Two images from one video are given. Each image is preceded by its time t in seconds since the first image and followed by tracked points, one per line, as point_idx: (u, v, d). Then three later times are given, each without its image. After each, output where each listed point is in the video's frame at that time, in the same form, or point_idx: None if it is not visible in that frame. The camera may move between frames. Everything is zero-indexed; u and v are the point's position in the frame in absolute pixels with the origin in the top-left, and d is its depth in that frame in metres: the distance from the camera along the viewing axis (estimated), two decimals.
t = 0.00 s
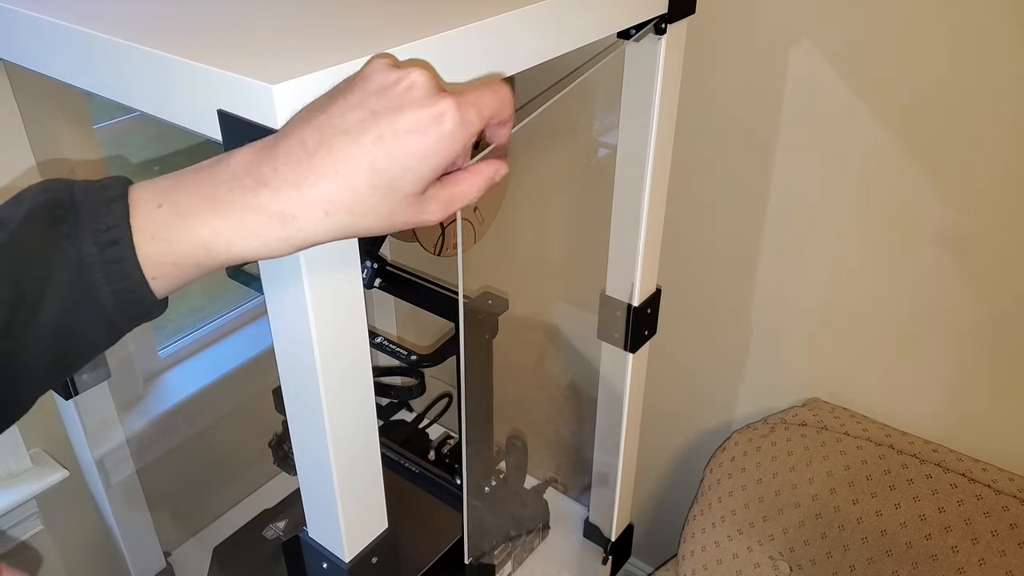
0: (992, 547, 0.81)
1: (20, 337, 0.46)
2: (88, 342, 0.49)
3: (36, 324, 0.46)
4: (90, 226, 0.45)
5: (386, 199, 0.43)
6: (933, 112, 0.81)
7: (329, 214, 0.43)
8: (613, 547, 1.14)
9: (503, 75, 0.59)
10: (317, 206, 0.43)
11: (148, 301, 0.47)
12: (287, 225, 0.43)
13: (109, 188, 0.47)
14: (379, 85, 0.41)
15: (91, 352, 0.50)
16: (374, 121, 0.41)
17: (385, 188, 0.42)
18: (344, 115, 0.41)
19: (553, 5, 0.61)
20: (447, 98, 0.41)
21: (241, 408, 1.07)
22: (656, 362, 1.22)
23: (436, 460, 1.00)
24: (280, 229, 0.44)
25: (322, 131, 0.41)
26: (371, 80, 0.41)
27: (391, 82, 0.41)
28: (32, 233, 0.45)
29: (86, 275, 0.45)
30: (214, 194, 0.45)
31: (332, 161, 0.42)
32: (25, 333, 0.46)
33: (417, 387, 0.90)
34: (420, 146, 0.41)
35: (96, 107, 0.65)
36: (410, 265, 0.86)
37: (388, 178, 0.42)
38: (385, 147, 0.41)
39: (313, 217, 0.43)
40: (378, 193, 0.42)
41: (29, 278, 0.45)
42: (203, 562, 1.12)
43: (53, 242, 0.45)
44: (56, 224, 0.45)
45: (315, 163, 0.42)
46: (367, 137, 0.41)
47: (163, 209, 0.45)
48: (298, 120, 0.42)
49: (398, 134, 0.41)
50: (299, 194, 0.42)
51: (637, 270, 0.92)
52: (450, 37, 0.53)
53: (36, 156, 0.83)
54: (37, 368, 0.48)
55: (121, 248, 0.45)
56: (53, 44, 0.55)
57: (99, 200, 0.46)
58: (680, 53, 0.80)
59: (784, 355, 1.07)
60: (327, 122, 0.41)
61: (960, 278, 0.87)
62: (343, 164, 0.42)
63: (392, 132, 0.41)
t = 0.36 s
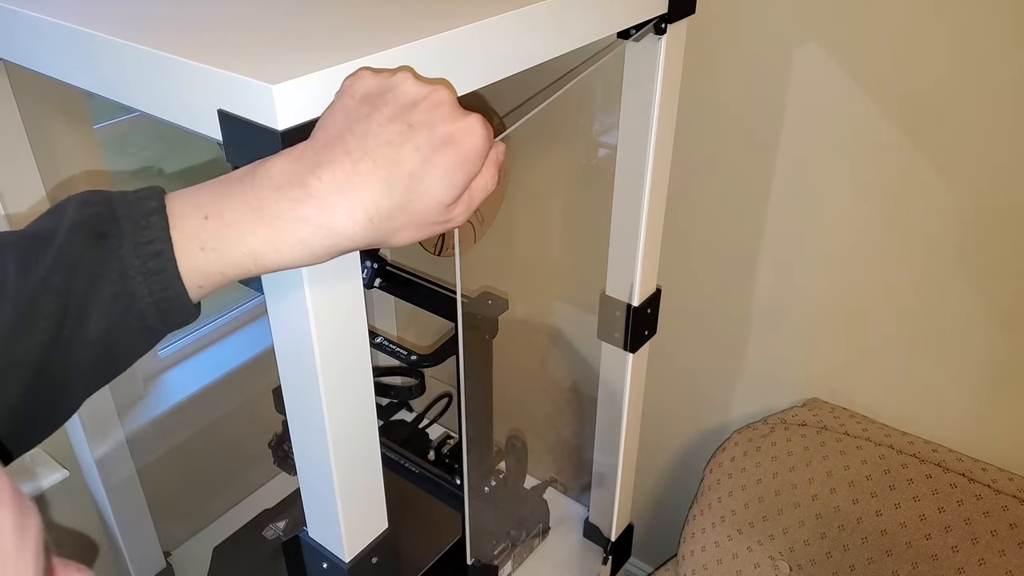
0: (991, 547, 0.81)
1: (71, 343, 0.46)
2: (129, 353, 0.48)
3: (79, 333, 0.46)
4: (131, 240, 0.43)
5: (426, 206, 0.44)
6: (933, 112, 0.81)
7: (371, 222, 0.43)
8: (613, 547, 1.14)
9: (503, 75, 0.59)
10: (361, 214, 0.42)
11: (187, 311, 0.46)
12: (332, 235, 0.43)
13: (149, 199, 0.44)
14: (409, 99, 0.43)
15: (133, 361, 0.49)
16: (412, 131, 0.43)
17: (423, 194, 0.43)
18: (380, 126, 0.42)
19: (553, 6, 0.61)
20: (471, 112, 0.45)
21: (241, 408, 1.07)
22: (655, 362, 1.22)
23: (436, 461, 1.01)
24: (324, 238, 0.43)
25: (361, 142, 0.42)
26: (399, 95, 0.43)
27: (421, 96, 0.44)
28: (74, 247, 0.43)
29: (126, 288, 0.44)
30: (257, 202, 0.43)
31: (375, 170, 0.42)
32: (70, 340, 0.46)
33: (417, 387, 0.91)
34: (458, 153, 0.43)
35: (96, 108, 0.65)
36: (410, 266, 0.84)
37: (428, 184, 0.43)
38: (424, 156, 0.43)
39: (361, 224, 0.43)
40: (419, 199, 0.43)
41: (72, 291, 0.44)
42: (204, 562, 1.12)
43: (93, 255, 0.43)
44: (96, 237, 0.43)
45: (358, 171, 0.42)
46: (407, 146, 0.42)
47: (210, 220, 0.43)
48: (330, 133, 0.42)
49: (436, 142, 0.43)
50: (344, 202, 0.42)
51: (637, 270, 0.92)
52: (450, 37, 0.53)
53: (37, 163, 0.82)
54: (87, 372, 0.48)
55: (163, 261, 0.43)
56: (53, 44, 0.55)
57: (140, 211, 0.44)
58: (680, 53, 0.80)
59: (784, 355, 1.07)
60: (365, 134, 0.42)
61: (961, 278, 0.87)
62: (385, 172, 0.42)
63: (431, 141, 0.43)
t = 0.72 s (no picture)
0: (991, 547, 0.81)
1: (76, 348, 0.47)
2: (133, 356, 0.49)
3: (84, 338, 0.47)
4: (132, 243, 0.45)
5: (422, 205, 0.43)
6: (932, 111, 0.81)
7: (366, 224, 0.43)
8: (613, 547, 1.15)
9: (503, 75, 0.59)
10: (356, 215, 0.43)
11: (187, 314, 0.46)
12: (327, 236, 0.43)
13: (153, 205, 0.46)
14: (402, 101, 0.43)
15: (137, 367, 0.50)
16: (405, 132, 0.43)
17: (417, 194, 0.43)
18: (372, 128, 0.42)
19: (553, 6, 0.61)
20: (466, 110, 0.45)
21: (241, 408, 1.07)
22: (655, 362, 1.22)
23: (436, 461, 1.00)
24: (320, 240, 0.43)
25: (354, 145, 0.42)
26: (392, 97, 0.43)
27: (415, 98, 0.44)
28: (77, 251, 0.45)
29: (128, 291, 0.45)
30: (253, 207, 0.43)
31: (368, 171, 0.42)
32: (77, 345, 0.47)
33: (417, 387, 0.90)
34: (451, 151, 0.43)
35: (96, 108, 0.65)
36: (410, 266, 0.85)
37: (422, 184, 0.43)
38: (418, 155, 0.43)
39: (354, 225, 0.43)
40: (413, 199, 0.43)
41: (77, 293, 0.45)
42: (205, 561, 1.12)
43: (94, 259, 0.44)
44: (100, 240, 0.44)
45: (352, 174, 0.42)
46: (400, 147, 0.42)
47: (209, 224, 0.44)
48: (325, 137, 0.43)
49: (430, 141, 0.43)
50: (339, 204, 0.42)
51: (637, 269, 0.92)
52: (449, 37, 0.53)
53: (36, 166, 0.81)
54: (90, 375, 0.49)
55: (162, 263, 0.44)
56: (54, 45, 0.55)
57: (143, 216, 0.45)
58: (680, 53, 0.80)
59: (783, 356, 1.07)
60: (357, 136, 0.42)
61: (962, 278, 0.87)
62: (378, 173, 0.42)
63: (424, 140, 0.43)
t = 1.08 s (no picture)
0: (992, 548, 0.81)
1: (67, 330, 0.48)
2: (122, 341, 0.50)
3: (77, 321, 0.48)
4: (131, 229, 0.47)
5: (414, 205, 0.43)
6: (933, 111, 0.81)
7: (356, 223, 0.43)
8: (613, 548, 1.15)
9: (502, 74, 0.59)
10: (347, 214, 0.43)
11: (181, 302, 0.48)
12: (318, 234, 0.43)
13: (153, 196, 0.48)
14: (399, 101, 0.43)
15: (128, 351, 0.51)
16: (398, 133, 0.42)
17: (409, 195, 0.43)
18: (368, 129, 0.42)
19: (552, 5, 0.61)
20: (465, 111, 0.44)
21: (241, 409, 1.06)
22: (655, 362, 1.22)
23: (436, 461, 1.01)
24: (311, 238, 0.43)
25: (348, 146, 0.42)
26: (390, 98, 0.43)
27: (413, 99, 0.43)
28: (77, 234, 0.46)
29: (125, 274, 0.47)
30: (249, 203, 0.44)
31: (359, 170, 0.42)
32: (69, 329, 0.48)
33: (417, 387, 0.91)
34: (443, 153, 0.42)
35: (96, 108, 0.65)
36: (410, 265, 0.85)
37: (413, 184, 0.42)
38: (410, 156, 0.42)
39: (344, 224, 0.43)
40: (404, 199, 0.43)
41: (73, 274, 0.46)
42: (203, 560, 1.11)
43: (94, 242, 0.46)
44: (100, 225, 0.46)
45: (343, 173, 0.42)
46: (392, 147, 0.42)
47: (206, 217, 0.46)
48: (324, 139, 0.43)
49: (422, 142, 0.42)
50: (329, 203, 0.42)
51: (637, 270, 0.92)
52: (447, 36, 0.52)
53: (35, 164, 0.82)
54: (79, 358, 0.50)
55: (159, 250, 0.46)
56: (53, 44, 0.55)
57: (143, 206, 0.47)
58: (680, 53, 0.80)
59: (783, 356, 1.07)
60: (352, 137, 0.42)
61: (962, 277, 0.86)
62: (370, 173, 0.42)
63: (417, 141, 0.42)
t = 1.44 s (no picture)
0: (992, 548, 0.81)
1: (72, 329, 0.48)
2: (127, 340, 0.51)
3: (81, 321, 0.48)
4: (133, 228, 0.47)
5: (415, 199, 0.43)
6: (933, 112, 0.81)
7: (356, 216, 0.43)
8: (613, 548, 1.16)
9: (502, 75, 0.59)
10: (347, 208, 0.43)
11: (185, 301, 0.49)
12: (318, 227, 0.43)
13: (154, 196, 0.48)
14: (401, 95, 0.42)
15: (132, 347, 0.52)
16: (399, 127, 0.42)
17: (409, 188, 0.43)
18: (369, 122, 0.42)
19: (552, 6, 0.61)
20: (466, 104, 0.43)
21: (241, 409, 1.06)
22: (655, 362, 1.22)
23: (436, 462, 1.00)
24: (312, 231, 0.44)
25: (349, 139, 0.42)
26: (391, 91, 0.42)
27: (415, 94, 0.43)
28: (81, 234, 0.47)
29: (127, 273, 0.47)
30: (251, 195, 0.44)
31: (360, 164, 0.42)
32: (74, 328, 0.48)
33: (417, 388, 0.90)
34: (442, 147, 0.42)
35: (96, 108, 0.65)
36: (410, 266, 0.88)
37: (414, 179, 0.42)
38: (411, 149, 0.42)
39: (344, 216, 0.43)
40: (404, 192, 0.43)
41: (76, 274, 0.47)
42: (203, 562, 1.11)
43: (97, 242, 0.46)
44: (102, 225, 0.47)
45: (343, 166, 0.42)
46: (392, 141, 0.42)
47: (208, 211, 0.46)
48: (326, 132, 0.43)
49: (422, 135, 0.42)
50: (330, 196, 0.43)
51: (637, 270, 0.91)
52: (448, 37, 0.52)
53: (36, 167, 0.81)
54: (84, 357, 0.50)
55: (161, 247, 0.46)
56: (53, 45, 0.55)
57: (145, 205, 0.48)
58: (680, 52, 0.80)
59: (783, 356, 1.07)
60: (353, 130, 0.42)
61: (962, 278, 0.86)
62: (370, 166, 0.42)
63: (417, 135, 0.42)
